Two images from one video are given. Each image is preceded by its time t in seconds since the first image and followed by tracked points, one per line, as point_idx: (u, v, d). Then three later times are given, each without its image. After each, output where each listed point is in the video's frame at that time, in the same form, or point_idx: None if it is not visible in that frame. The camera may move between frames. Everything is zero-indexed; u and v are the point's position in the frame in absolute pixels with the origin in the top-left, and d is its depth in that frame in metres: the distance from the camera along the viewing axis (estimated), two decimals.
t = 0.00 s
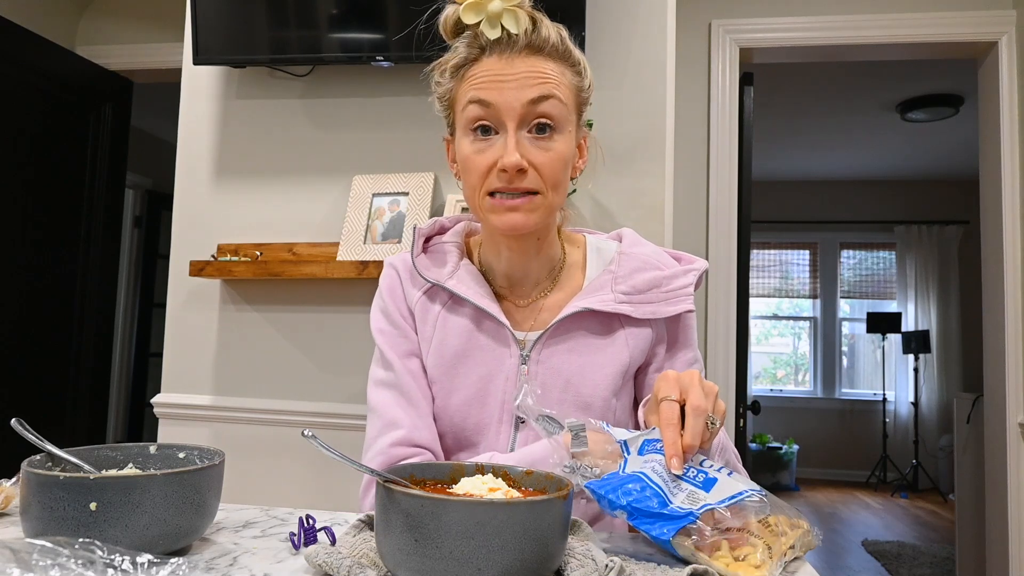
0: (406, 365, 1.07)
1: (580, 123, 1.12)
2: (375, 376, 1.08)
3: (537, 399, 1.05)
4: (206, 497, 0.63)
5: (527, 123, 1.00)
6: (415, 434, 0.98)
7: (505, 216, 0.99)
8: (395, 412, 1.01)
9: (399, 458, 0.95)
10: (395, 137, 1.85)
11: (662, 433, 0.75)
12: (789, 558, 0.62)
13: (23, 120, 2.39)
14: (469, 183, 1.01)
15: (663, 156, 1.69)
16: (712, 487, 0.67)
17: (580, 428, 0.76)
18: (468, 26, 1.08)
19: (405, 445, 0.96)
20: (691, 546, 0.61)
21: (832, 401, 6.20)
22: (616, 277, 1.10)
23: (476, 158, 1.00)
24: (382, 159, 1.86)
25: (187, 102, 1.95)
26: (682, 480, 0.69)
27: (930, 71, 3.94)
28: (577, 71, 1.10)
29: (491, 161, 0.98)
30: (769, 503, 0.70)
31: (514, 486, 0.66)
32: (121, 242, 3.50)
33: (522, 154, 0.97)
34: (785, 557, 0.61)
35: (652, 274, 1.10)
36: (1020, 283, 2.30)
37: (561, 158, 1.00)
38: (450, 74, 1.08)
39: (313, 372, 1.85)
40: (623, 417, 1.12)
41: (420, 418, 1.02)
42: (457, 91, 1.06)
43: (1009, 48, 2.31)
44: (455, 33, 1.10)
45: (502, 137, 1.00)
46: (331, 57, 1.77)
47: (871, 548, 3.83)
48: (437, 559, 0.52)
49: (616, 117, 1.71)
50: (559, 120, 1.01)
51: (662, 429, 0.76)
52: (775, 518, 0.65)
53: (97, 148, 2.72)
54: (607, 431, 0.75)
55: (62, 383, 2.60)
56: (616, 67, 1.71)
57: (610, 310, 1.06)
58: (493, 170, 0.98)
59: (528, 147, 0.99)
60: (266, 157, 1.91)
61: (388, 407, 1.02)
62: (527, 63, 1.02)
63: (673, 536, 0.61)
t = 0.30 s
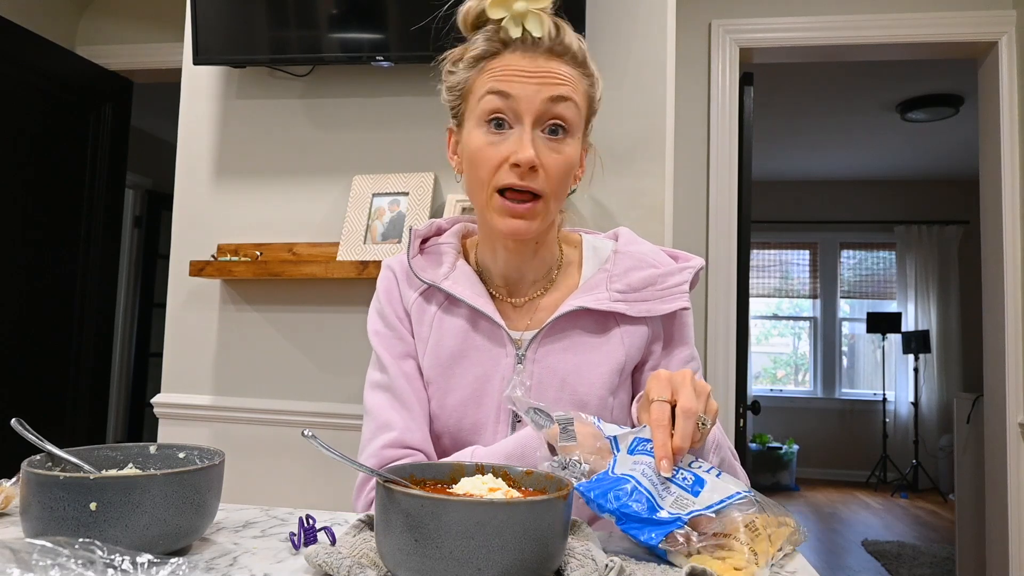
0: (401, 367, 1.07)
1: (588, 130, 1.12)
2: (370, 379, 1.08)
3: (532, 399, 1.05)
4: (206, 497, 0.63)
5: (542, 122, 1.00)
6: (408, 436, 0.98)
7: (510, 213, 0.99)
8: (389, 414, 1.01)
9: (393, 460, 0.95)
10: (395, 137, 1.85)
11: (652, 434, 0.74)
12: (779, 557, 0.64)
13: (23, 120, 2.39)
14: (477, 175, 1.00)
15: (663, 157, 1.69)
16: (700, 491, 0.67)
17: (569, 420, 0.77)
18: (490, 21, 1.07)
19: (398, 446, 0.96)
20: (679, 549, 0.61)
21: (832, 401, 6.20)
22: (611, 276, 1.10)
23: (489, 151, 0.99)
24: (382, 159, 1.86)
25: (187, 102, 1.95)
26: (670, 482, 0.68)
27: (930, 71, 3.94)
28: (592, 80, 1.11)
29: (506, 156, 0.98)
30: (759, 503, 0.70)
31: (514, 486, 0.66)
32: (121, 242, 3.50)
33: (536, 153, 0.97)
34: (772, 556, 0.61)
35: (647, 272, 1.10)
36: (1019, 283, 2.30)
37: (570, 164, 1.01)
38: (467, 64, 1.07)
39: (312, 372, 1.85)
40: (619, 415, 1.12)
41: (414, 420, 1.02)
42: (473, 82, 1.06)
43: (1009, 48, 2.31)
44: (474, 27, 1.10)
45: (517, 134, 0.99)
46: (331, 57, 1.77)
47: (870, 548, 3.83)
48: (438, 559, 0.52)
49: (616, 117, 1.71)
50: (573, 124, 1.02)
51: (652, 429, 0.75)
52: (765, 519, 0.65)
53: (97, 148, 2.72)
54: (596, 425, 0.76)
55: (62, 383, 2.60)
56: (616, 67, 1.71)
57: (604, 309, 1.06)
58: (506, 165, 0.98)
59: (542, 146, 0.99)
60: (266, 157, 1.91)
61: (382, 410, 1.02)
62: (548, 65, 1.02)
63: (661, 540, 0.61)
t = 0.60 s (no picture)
0: (402, 368, 1.07)
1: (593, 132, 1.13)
2: (372, 380, 1.08)
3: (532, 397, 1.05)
4: (206, 497, 0.63)
5: (559, 123, 1.00)
6: (410, 437, 0.98)
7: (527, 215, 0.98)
8: (392, 416, 1.01)
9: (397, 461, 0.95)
10: (395, 136, 1.85)
11: (662, 426, 0.73)
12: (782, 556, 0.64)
13: (23, 119, 2.39)
14: (495, 176, 1.00)
15: (663, 157, 1.69)
16: (709, 487, 0.66)
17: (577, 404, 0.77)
18: (499, 21, 1.07)
19: (401, 447, 0.96)
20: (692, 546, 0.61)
21: (832, 401, 6.20)
22: (610, 272, 1.11)
23: (508, 151, 0.99)
24: (383, 159, 1.86)
25: (187, 102, 1.95)
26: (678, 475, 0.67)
27: (930, 71, 3.94)
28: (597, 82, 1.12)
29: (526, 156, 0.97)
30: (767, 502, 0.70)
31: (514, 486, 0.66)
32: (121, 242, 3.50)
33: (554, 153, 0.97)
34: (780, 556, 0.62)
35: (645, 268, 1.10)
36: (1019, 283, 2.30)
37: (584, 166, 1.02)
38: (477, 64, 1.06)
39: (312, 372, 1.85)
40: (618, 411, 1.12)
41: (417, 421, 1.02)
42: (485, 81, 1.05)
43: (1009, 48, 2.31)
44: (480, 28, 1.09)
45: (535, 133, 0.99)
46: (331, 57, 1.77)
47: (871, 548, 3.83)
48: (438, 559, 0.52)
49: (616, 117, 1.70)
50: (587, 125, 1.02)
51: (663, 423, 0.74)
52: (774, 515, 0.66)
53: (97, 148, 2.72)
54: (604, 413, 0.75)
55: (62, 383, 2.60)
56: (616, 67, 1.71)
57: (604, 305, 1.06)
58: (526, 165, 0.97)
59: (559, 147, 0.99)
60: (266, 157, 1.91)
61: (384, 412, 1.02)
62: (562, 65, 1.02)
63: (674, 536, 0.61)
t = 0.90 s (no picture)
0: (400, 366, 1.07)
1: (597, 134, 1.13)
2: (370, 379, 1.09)
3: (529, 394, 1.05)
4: (206, 497, 0.63)
5: (566, 124, 1.00)
6: (406, 437, 0.99)
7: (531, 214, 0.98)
8: (390, 416, 1.01)
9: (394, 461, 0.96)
10: (396, 137, 1.85)
11: (667, 437, 0.72)
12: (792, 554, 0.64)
13: (23, 119, 2.39)
14: (501, 174, 1.00)
15: (663, 156, 1.69)
16: (714, 495, 0.65)
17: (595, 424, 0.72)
18: (507, 22, 1.07)
19: (397, 448, 0.97)
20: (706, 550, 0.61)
21: (831, 401, 6.20)
22: (606, 267, 1.10)
23: (516, 150, 0.98)
24: (383, 159, 1.86)
25: (187, 102, 1.95)
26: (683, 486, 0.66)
27: (930, 70, 3.94)
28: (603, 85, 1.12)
29: (533, 156, 0.97)
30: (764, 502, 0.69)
31: (514, 486, 0.66)
32: (121, 242, 3.50)
33: (562, 155, 0.97)
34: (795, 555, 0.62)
35: (641, 261, 1.10)
36: (1019, 283, 2.30)
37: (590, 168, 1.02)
38: (485, 62, 1.06)
39: (312, 372, 1.85)
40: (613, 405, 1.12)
41: (413, 420, 1.02)
42: (493, 80, 1.05)
43: (1009, 48, 2.31)
44: (488, 28, 1.10)
45: (543, 133, 0.99)
46: (331, 57, 1.77)
47: (870, 548, 3.83)
48: (438, 559, 0.52)
49: (615, 117, 1.71)
50: (593, 128, 1.02)
51: (670, 434, 0.72)
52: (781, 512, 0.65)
53: (97, 148, 2.72)
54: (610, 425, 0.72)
55: (62, 383, 2.60)
56: (616, 67, 1.71)
57: (600, 301, 1.06)
58: (533, 165, 0.97)
59: (566, 148, 0.99)
60: (266, 157, 1.91)
61: (381, 411, 1.03)
62: (570, 66, 1.02)
63: (690, 545, 0.62)
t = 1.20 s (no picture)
0: (399, 369, 1.07)
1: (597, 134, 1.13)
2: (370, 382, 1.09)
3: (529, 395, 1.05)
4: (206, 497, 0.63)
5: (564, 128, 1.00)
6: (406, 441, 0.99)
7: (529, 217, 0.99)
8: (389, 421, 1.02)
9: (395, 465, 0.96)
10: (396, 137, 1.85)
11: (669, 431, 0.73)
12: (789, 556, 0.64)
13: (23, 119, 2.39)
14: (498, 177, 1.00)
15: (663, 156, 1.69)
16: (713, 492, 0.66)
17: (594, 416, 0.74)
18: (507, 20, 1.06)
19: (399, 451, 0.97)
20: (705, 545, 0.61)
21: (832, 401, 6.20)
22: (605, 266, 1.09)
23: (513, 154, 0.99)
24: (383, 159, 1.86)
25: (187, 102, 1.95)
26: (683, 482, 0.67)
27: (930, 70, 3.94)
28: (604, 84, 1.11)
29: (530, 160, 0.98)
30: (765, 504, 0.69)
31: (514, 486, 0.66)
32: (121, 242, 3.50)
33: (559, 159, 0.98)
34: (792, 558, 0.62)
35: (641, 260, 1.09)
36: (1019, 284, 2.30)
37: (589, 172, 1.02)
38: (484, 62, 1.06)
39: (312, 373, 1.85)
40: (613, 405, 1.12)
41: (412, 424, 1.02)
42: (491, 81, 1.04)
43: (1009, 48, 2.31)
44: (489, 25, 1.09)
45: (540, 138, 0.99)
46: (331, 57, 1.77)
47: (870, 548, 3.83)
48: (438, 559, 0.52)
49: (616, 117, 1.71)
50: (592, 131, 1.02)
51: (672, 429, 0.73)
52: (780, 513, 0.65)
53: (97, 148, 2.72)
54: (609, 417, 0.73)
55: (62, 383, 2.60)
56: (616, 66, 1.71)
57: (598, 300, 1.06)
58: (529, 170, 0.98)
59: (564, 152, 0.99)
60: (266, 157, 1.91)
61: (381, 415, 1.03)
62: (569, 68, 1.01)
63: (686, 541, 0.61)
